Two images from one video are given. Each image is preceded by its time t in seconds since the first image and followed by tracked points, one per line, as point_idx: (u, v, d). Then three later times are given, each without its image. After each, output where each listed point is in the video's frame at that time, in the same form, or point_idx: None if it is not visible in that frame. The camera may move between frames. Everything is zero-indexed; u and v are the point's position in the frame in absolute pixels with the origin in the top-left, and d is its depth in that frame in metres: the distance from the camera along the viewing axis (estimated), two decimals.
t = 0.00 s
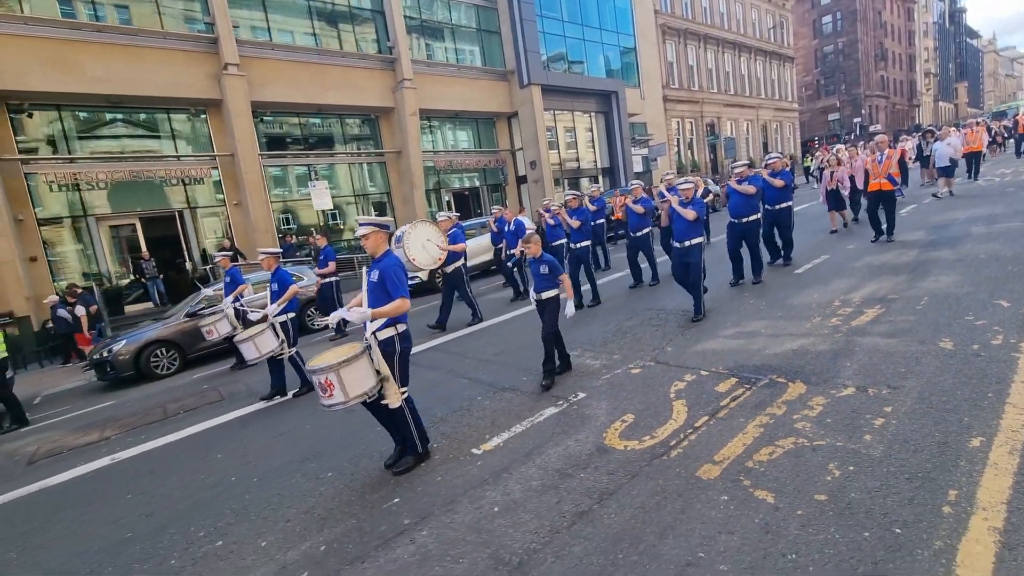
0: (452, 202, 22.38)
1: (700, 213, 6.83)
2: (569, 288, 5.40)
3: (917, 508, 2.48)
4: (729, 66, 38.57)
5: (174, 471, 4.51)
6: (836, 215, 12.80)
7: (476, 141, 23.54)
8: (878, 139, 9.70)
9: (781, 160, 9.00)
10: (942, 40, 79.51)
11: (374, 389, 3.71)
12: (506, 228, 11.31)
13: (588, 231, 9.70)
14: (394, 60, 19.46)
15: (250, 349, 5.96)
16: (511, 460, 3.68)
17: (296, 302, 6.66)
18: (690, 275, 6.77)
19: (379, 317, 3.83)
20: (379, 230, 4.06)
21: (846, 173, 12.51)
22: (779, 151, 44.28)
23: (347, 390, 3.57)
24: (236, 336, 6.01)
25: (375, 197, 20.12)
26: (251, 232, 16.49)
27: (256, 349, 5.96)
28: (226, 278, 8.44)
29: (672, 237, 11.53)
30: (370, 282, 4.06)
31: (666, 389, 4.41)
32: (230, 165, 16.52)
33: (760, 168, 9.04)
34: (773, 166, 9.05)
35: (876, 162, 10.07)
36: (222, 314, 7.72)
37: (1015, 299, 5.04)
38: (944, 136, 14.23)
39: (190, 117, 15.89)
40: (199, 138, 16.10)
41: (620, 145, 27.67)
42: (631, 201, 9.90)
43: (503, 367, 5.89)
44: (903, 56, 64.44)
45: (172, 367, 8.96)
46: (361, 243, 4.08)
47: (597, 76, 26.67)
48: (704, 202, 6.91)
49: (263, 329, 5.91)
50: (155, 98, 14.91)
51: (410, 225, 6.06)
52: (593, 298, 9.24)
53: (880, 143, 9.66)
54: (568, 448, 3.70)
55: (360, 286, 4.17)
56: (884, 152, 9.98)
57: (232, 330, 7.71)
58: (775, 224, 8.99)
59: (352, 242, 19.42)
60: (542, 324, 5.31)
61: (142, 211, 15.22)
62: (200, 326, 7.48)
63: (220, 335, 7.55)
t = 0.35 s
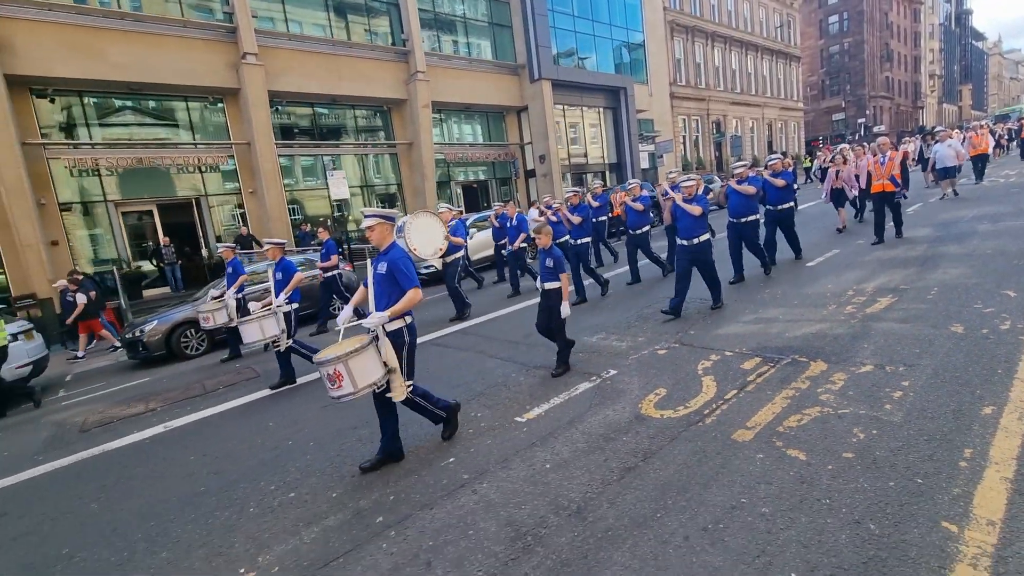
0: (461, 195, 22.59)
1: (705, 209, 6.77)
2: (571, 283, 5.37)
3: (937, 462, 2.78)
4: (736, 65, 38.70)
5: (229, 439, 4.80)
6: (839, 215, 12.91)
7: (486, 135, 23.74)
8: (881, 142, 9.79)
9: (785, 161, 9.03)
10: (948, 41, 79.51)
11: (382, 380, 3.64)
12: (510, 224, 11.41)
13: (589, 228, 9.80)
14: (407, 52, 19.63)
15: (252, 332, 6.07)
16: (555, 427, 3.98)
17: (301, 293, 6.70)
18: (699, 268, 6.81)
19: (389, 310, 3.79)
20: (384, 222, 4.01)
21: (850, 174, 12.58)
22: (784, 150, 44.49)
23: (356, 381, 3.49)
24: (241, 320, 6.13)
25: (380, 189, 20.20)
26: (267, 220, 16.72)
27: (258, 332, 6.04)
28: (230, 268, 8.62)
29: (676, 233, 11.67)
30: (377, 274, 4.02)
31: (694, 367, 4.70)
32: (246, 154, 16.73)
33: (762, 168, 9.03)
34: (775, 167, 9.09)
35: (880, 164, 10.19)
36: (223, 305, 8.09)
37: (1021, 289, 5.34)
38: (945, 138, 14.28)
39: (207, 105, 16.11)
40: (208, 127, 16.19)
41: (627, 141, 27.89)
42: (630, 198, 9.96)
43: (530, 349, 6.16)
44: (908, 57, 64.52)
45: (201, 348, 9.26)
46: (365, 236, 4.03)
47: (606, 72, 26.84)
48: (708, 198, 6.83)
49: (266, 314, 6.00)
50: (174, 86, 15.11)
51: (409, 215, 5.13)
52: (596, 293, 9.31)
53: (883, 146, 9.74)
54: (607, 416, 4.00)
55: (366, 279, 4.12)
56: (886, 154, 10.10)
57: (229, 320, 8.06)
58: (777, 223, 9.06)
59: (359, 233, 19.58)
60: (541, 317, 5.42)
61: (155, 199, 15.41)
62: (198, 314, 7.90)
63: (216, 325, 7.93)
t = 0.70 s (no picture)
0: (465, 192, 22.87)
1: (693, 205, 7.03)
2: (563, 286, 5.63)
3: (937, 421, 3.14)
4: (735, 65, 39.12)
5: (275, 417, 5.13)
6: (835, 214, 13.26)
7: (490, 133, 24.04)
8: (876, 141, 10.13)
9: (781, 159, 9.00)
10: (942, 42, 80.26)
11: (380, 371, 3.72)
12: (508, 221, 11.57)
13: (586, 227, 9.90)
14: (413, 52, 19.89)
15: (251, 326, 6.28)
16: (586, 402, 4.31)
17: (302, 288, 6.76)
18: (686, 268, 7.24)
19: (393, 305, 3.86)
20: (388, 217, 4.03)
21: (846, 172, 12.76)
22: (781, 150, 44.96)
23: (355, 369, 3.57)
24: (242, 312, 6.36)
25: (382, 188, 20.34)
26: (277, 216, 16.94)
27: (257, 327, 6.28)
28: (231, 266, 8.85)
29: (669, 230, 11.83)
30: (380, 269, 4.08)
31: (711, 349, 5.04)
32: (255, 152, 16.95)
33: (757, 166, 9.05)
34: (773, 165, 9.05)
35: (874, 163, 10.52)
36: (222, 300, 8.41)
37: (1015, 278, 5.69)
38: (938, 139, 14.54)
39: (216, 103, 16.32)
40: (210, 125, 16.28)
41: (628, 140, 28.25)
42: (626, 197, 10.07)
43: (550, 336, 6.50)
44: (904, 58, 65.16)
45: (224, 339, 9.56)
46: (369, 230, 4.03)
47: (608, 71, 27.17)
48: (697, 196, 7.08)
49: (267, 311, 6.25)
50: (186, 85, 15.36)
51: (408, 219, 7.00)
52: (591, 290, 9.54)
53: (878, 145, 10.11)
54: (633, 392, 4.34)
55: (368, 272, 4.16)
56: (881, 153, 10.44)
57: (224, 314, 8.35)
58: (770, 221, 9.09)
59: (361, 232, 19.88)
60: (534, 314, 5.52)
61: (167, 196, 15.67)
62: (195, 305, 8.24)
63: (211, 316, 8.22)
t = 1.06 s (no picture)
0: (471, 188, 23.14)
1: (693, 208, 7.08)
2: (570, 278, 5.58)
3: (942, 395, 3.46)
4: (737, 62, 39.35)
5: (315, 400, 5.44)
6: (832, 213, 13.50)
7: (496, 130, 24.30)
8: (876, 140, 10.35)
9: (782, 157, 9.23)
10: (942, 40, 80.52)
11: (381, 372, 3.77)
12: (507, 218, 11.64)
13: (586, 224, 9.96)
14: (422, 49, 20.13)
15: (258, 328, 6.25)
16: (614, 381, 4.65)
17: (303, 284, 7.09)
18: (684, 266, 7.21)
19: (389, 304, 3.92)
20: (389, 217, 4.23)
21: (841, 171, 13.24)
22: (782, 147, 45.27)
23: (355, 372, 3.62)
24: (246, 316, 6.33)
25: (385, 184, 20.45)
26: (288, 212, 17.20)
27: (265, 328, 6.22)
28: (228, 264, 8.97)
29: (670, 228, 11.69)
30: (381, 267, 4.21)
31: (726, 335, 5.36)
32: (268, 148, 17.24)
33: (760, 164, 9.21)
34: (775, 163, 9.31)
35: (874, 161, 10.78)
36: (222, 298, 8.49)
37: (1013, 269, 6.02)
38: (936, 139, 14.86)
39: (225, 99, 16.53)
40: (215, 122, 16.38)
41: (632, 137, 28.52)
42: (625, 195, 10.19)
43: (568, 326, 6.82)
44: (904, 55, 65.39)
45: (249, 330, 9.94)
46: (370, 229, 4.24)
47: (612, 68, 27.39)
48: (697, 197, 7.07)
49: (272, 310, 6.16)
50: (201, 81, 15.60)
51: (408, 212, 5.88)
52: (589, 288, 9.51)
53: (878, 144, 10.34)
54: (658, 373, 4.67)
55: (369, 272, 4.30)
56: (880, 151, 10.71)
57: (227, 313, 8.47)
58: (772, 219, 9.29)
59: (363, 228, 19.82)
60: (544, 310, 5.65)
61: (182, 192, 15.93)
62: (197, 307, 8.16)
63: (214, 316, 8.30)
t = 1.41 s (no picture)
0: (477, 185, 23.38)
1: (695, 199, 7.11)
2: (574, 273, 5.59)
3: (958, 363, 3.75)
4: (738, 58, 39.55)
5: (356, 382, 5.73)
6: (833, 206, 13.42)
7: (501, 127, 24.53)
8: (875, 134, 10.13)
9: (782, 152, 9.46)
10: (941, 34, 80.71)
11: (398, 369, 3.80)
12: (508, 216, 11.73)
13: (586, 220, 10.08)
14: (429, 47, 20.37)
15: (270, 330, 6.20)
16: (646, 359, 4.94)
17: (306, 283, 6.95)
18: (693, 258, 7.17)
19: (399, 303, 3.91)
20: (393, 213, 4.16)
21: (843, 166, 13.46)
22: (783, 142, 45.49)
23: (373, 371, 3.64)
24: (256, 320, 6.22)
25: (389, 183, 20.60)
26: (300, 210, 17.46)
27: (276, 330, 6.17)
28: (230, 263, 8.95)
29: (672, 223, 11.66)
30: (387, 265, 4.18)
31: (748, 317, 5.64)
32: (279, 146, 17.48)
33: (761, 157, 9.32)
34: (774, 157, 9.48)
35: (875, 155, 10.57)
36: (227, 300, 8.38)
37: (1020, 253, 6.30)
38: (930, 132, 15.04)
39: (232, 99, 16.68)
40: (219, 121, 16.48)
41: (636, 133, 28.79)
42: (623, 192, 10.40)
43: (592, 313, 7.10)
44: (903, 50, 65.58)
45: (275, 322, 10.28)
46: (375, 227, 4.19)
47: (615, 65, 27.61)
48: (700, 188, 7.10)
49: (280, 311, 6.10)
50: (215, 81, 15.85)
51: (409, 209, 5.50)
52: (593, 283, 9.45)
53: (877, 138, 10.13)
54: (687, 351, 4.96)
55: (376, 270, 4.29)
56: (881, 144, 10.51)
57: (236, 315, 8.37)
58: (775, 212, 9.43)
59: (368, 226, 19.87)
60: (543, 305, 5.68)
61: (196, 190, 16.18)
62: (205, 311, 8.16)
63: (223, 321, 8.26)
